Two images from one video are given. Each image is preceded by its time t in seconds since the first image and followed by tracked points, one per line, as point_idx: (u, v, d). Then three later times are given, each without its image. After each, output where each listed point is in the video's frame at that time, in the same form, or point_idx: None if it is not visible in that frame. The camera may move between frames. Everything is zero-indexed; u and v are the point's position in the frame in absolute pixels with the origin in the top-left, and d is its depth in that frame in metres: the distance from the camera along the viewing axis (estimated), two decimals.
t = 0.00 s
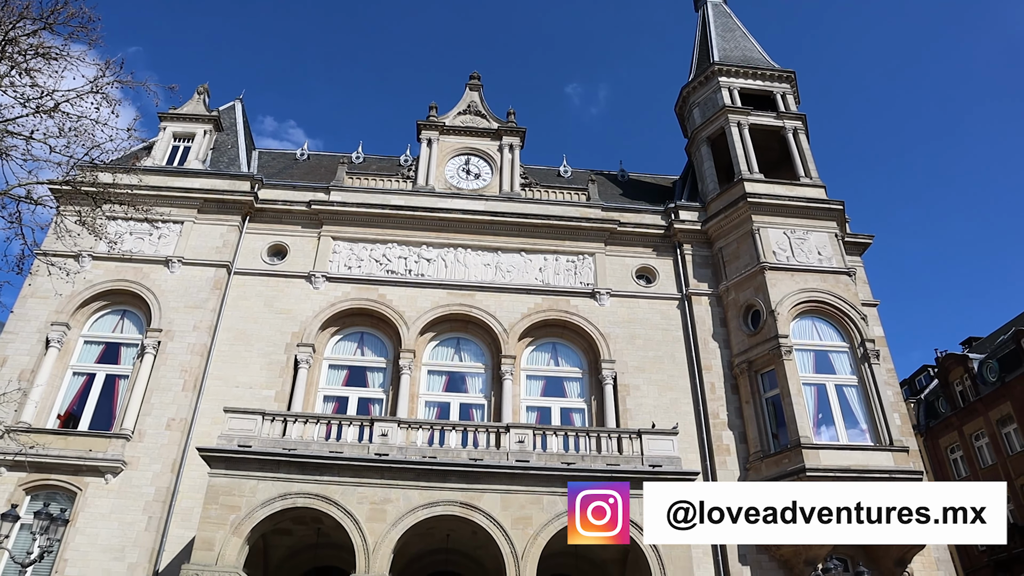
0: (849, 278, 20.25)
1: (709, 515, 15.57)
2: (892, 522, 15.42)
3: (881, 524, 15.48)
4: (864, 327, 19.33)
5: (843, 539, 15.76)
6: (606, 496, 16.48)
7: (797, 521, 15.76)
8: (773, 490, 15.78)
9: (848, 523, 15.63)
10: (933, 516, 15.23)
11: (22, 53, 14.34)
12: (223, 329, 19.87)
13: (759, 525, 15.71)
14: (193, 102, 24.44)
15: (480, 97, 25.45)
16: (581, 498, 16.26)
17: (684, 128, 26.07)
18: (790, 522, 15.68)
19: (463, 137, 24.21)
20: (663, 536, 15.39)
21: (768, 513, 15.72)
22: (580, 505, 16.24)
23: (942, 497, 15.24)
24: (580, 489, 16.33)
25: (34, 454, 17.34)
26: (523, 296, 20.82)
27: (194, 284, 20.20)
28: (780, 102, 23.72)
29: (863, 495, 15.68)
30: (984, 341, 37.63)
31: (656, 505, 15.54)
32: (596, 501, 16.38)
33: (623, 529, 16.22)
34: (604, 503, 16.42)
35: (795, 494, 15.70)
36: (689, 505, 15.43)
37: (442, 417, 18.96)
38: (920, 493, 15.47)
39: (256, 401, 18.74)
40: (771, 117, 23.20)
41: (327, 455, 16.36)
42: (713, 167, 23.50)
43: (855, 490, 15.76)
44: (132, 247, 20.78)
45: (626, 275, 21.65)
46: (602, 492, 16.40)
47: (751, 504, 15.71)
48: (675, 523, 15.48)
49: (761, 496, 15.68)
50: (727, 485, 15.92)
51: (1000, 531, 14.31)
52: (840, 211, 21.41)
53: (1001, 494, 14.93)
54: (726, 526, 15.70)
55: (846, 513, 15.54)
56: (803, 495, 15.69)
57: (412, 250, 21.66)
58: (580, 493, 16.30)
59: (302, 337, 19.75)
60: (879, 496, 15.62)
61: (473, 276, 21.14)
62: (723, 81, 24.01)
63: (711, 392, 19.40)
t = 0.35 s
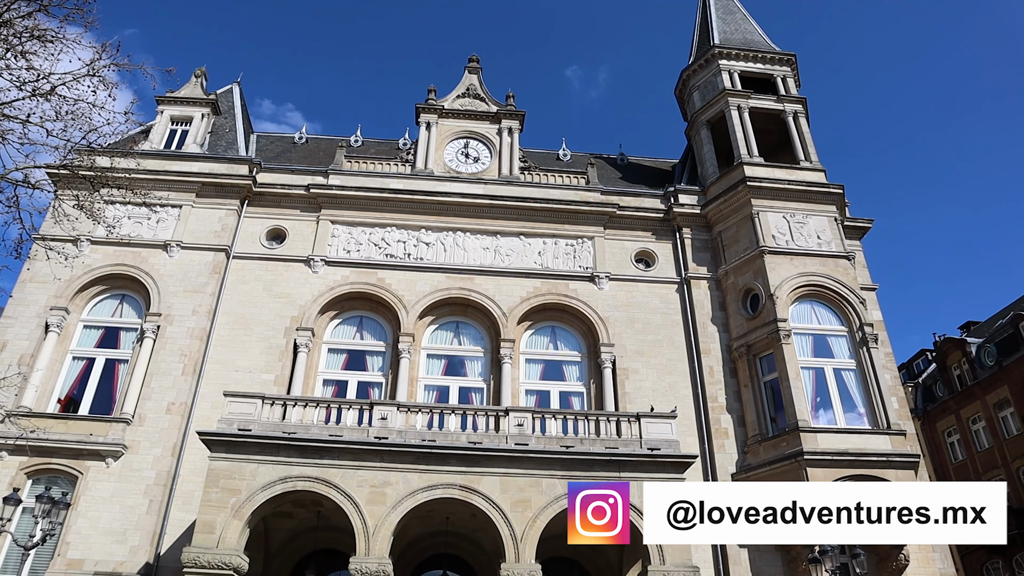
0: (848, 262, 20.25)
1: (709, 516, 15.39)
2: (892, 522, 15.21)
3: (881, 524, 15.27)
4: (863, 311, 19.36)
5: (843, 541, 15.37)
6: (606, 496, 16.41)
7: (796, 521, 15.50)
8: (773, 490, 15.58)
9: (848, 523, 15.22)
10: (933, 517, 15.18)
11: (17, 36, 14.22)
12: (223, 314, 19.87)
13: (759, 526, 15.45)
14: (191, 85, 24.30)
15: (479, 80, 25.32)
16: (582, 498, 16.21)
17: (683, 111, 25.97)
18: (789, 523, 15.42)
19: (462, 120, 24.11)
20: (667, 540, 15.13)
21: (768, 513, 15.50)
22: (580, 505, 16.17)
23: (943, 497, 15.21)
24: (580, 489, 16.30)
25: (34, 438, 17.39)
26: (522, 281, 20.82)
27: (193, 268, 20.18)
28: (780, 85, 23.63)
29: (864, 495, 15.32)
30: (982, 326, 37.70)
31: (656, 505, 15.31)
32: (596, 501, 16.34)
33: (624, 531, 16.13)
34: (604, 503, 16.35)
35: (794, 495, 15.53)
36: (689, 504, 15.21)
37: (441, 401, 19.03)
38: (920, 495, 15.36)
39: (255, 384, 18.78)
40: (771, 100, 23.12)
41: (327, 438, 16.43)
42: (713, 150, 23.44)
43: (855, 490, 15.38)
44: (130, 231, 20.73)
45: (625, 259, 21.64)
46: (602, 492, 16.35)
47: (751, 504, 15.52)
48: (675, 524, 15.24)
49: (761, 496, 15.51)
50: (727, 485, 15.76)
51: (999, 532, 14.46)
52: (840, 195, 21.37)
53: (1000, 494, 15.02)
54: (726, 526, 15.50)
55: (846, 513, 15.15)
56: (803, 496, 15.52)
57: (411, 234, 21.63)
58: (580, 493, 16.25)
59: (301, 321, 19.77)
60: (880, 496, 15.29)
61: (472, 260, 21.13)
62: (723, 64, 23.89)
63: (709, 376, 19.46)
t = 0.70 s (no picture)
0: (848, 245, 20.24)
1: (711, 516, 15.21)
2: (892, 522, 15.23)
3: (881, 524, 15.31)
4: (863, 294, 19.37)
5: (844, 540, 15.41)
6: (606, 496, 16.26)
7: (797, 521, 15.49)
8: (773, 490, 15.59)
9: (848, 523, 15.23)
10: (934, 517, 15.16)
11: (12, 19, 14.12)
12: (223, 298, 19.88)
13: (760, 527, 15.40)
14: (188, 68, 24.17)
15: (479, 63, 25.17)
16: (582, 499, 16.07)
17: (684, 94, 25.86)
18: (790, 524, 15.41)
19: (461, 103, 24.00)
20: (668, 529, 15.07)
21: (770, 512, 15.47)
22: (580, 506, 16.04)
23: (943, 497, 15.17)
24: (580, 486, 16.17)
25: (36, 423, 17.45)
26: (522, 264, 20.81)
27: (192, 253, 20.17)
28: (781, 67, 23.52)
29: (865, 496, 15.33)
30: (982, 309, 37.71)
31: (656, 505, 15.22)
32: (596, 501, 16.21)
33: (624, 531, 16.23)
34: (604, 502, 16.21)
35: (795, 495, 15.55)
36: (689, 505, 15.02)
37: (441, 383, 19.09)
38: (921, 496, 15.30)
39: (256, 368, 18.83)
40: (771, 82, 23.02)
41: (328, 421, 16.48)
42: (713, 133, 23.36)
43: (856, 490, 15.37)
44: (129, 216, 20.70)
45: (625, 242, 21.62)
46: (602, 492, 16.18)
47: (751, 504, 15.44)
48: (674, 523, 15.15)
49: (761, 496, 15.48)
50: (727, 484, 15.66)
51: (999, 532, 14.53)
52: (840, 177, 21.32)
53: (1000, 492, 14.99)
54: (728, 527, 15.35)
55: (846, 512, 15.15)
56: (803, 496, 15.53)
57: (410, 217, 21.60)
58: (580, 493, 16.11)
59: (301, 305, 19.78)
60: (880, 496, 15.26)
61: (472, 243, 21.11)
62: (723, 46, 23.77)
63: (709, 358, 19.51)
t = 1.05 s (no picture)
0: (848, 225, 20.22)
1: (711, 516, 14.65)
2: (893, 524, 14.41)
3: (881, 526, 14.49)
4: (862, 274, 19.38)
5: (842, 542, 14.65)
6: (607, 496, 16.50)
7: (797, 521, 14.62)
8: (772, 489, 14.71)
9: (848, 523, 14.46)
10: (936, 520, 14.44)
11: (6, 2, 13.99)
12: (223, 282, 19.88)
13: (758, 528, 14.60)
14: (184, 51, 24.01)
15: (477, 44, 25.00)
16: (582, 498, 16.35)
17: (683, 74, 25.72)
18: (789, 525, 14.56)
19: (460, 84, 23.86)
20: (665, 517, 14.77)
21: (769, 513, 14.63)
22: (580, 505, 16.33)
23: (943, 497, 14.45)
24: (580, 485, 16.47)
25: (39, 408, 17.51)
26: (522, 246, 20.79)
27: (191, 236, 20.14)
28: (781, 47, 23.40)
29: (863, 497, 14.50)
30: (982, 289, 37.71)
31: (656, 505, 14.78)
32: (596, 501, 16.43)
33: (623, 530, 16.52)
34: (604, 503, 16.45)
35: (795, 495, 14.65)
36: (689, 505, 14.53)
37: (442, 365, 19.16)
38: (923, 497, 14.51)
39: (256, 351, 18.88)
40: (771, 62, 22.90)
41: (328, 403, 16.54)
42: (712, 113, 23.25)
43: (856, 490, 14.55)
44: (127, 200, 20.65)
45: (625, 223, 21.59)
46: (602, 492, 16.43)
47: (751, 504, 14.62)
48: (674, 523, 14.73)
49: (760, 496, 14.59)
50: (727, 483, 14.99)
51: (1000, 532, 13.85)
52: (840, 157, 21.26)
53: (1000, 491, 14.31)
54: (726, 527, 14.68)
55: (846, 513, 14.37)
56: (803, 496, 14.64)
57: (409, 199, 21.55)
58: (580, 493, 16.39)
59: (301, 288, 19.79)
60: (880, 496, 14.46)
61: (472, 225, 21.08)
62: (723, 25, 23.61)
63: (709, 339, 19.55)
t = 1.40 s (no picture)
0: (848, 207, 20.20)
1: (712, 515, 13.65)
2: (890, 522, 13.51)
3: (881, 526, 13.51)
4: (862, 256, 19.39)
5: (842, 543, 13.65)
6: (606, 496, 16.45)
7: (795, 521, 13.62)
8: (772, 489, 13.67)
9: (849, 524, 13.49)
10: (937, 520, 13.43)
11: None
12: (223, 266, 19.87)
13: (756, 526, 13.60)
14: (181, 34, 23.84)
15: (475, 25, 24.83)
16: (582, 497, 16.28)
17: (683, 55, 25.58)
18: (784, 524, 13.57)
19: (458, 66, 23.72)
20: (674, 515, 13.80)
21: (768, 511, 13.60)
22: (581, 505, 16.17)
23: (943, 496, 13.43)
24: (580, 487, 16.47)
25: (40, 392, 17.56)
26: (521, 229, 20.77)
27: (190, 221, 20.11)
28: (782, 28, 23.27)
29: (861, 497, 13.50)
30: (981, 270, 37.71)
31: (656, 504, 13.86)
32: (596, 501, 16.35)
33: (623, 530, 16.29)
34: (604, 503, 16.35)
35: (794, 495, 13.59)
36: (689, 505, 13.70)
37: (442, 348, 19.22)
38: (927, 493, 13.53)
39: (256, 336, 18.91)
40: (772, 43, 22.78)
41: (329, 387, 16.59)
42: (712, 95, 23.16)
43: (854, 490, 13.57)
44: (125, 184, 20.60)
45: (624, 205, 21.55)
46: (602, 492, 16.43)
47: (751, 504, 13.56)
48: (676, 521, 13.75)
49: (760, 495, 13.53)
50: (727, 482, 13.92)
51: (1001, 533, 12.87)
52: (840, 139, 21.19)
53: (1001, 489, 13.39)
54: (726, 525, 13.64)
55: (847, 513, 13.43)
56: (803, 496, 13.57)
57: (408, 183, 21.50)
58: (580, 493, 16.34)
59: (301, 272, 19.79)
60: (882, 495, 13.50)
61: (471, 208, 21.05)
62: (723, 6, 23.46)
63: (708, 321, 19.58)
